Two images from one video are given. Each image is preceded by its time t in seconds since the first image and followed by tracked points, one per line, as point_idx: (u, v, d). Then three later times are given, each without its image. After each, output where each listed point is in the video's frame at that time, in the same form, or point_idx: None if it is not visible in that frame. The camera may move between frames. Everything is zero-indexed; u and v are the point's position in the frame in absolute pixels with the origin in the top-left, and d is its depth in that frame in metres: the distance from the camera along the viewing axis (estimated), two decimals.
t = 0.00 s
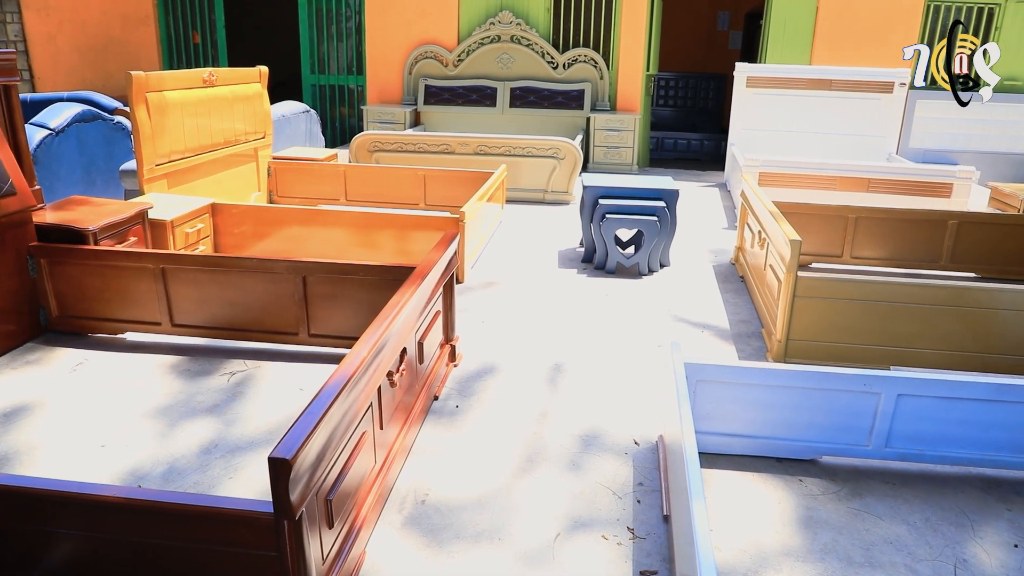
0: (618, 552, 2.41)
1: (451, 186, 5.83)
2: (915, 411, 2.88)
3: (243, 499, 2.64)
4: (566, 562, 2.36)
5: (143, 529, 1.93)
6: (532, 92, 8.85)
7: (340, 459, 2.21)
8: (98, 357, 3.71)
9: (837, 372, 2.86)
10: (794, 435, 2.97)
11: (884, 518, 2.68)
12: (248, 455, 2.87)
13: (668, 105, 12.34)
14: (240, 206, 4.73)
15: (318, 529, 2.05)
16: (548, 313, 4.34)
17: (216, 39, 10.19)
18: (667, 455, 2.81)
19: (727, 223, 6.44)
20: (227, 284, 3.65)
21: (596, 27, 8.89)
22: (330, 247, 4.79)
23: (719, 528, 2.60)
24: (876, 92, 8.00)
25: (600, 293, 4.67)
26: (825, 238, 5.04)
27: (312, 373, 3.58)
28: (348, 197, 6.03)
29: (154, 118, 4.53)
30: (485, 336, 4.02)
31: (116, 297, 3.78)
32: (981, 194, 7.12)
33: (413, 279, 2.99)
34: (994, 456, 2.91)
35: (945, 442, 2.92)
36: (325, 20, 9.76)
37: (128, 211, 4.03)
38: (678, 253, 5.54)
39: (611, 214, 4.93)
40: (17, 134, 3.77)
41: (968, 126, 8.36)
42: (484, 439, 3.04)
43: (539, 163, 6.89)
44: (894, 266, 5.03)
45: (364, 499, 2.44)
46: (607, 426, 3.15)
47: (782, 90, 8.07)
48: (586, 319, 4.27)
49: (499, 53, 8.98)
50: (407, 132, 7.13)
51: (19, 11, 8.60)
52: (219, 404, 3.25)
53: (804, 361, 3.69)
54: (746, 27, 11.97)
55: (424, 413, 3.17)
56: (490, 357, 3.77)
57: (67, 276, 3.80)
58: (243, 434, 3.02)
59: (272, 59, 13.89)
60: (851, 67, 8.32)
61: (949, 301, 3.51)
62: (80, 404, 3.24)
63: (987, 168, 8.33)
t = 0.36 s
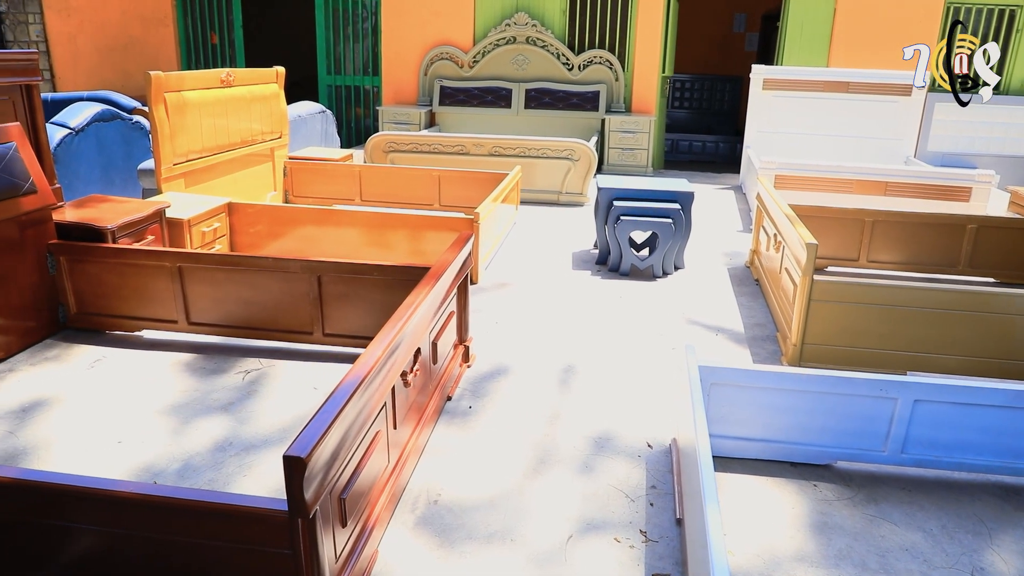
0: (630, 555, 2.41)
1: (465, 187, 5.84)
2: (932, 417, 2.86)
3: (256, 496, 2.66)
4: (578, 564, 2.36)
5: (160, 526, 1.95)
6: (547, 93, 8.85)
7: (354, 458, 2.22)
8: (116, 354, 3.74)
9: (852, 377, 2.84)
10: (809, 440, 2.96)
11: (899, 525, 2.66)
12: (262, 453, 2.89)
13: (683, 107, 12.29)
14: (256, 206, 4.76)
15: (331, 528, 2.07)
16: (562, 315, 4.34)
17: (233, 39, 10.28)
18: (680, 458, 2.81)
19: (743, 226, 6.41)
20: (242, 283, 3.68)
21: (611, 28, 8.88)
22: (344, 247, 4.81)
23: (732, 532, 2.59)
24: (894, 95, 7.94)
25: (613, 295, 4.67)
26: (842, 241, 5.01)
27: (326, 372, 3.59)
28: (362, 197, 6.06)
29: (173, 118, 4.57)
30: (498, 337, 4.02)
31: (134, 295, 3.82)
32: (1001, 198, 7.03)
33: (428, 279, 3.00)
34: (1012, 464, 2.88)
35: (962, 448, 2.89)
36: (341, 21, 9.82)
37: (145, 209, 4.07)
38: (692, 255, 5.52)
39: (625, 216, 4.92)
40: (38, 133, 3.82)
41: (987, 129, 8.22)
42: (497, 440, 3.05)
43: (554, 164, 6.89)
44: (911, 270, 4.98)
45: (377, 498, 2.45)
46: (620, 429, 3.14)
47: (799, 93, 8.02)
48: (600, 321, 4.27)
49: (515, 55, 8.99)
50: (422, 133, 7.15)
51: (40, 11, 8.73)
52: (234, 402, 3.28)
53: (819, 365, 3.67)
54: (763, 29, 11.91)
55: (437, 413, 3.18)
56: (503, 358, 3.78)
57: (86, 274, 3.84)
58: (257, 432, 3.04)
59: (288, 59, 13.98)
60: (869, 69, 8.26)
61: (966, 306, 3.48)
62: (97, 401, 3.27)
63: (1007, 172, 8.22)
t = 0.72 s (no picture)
0: (642, 560, 2.40)
1: (479, 189, 5.85)
2: (949, 424, 2.83)
3: (270, 495, 2.67)
4: (590, 567, 2.36)
5: (174, 524, 1.96)
6: (562, 96, 8.85)
7: (367, 459, 2.23)
8: (132, 353, 3.78)
9: (868, 383, 2.82)
10: (824, 445, 2.93)
11: (915, 533, 2.63)
12: (275, 452, 2.91)
13: (698, 110, 12.25)
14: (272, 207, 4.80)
15: (344, 529, 2.07)
16: (575, 318, 4.34)
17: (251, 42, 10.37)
18: (694, 462, 2.79)
19: (758, 229, 6.37)
20: (258, 284, 3.71)
21: (627, 31, 8.87)
22: (359, 248, 4.84)
23: (746, 538, 2.57)
24: (911, 98, 7.88)
25: (627, 299, 4.66)
26: (858, 245, 4.98)
27: (340, 372, 3.61)
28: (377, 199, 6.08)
29: (190, 119, 4.62)
30: (511, 340, 4.02)
31: (150, 294, 3.86)
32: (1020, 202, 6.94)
33: (442, 280, 3.01)
34: None
35: (979, 456, 2.86)
36: (357, 24, 9.87)
37: (162, 210, 4.11)
38: (707, 259, 5.49)
39: (639, 219, 4.90)
40: (59, 135, 3.86)
41: (1009, 134, 8.02)
42: (510, 442, 3.05)
43: (569, 167, 6.90)
44: (928, 275, 4.94)
45: (389, 500, 2.46)
46: (632, 432, 3.14)
47: (815, 96, 7.98)
48: (613, 324, 4.26)
49: (530, 58, 9.00)
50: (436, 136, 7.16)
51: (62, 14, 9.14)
52: (248, 402, 3.30)
53: (834, 371, 3.64)
54: (780, 32, 11.84)
55: (450, 415, 3.18)
56: (516, 360, 3.78)
57: (104, 273, 3.88)
58: (270, 432, 3.06)
59: (305, 62, 14.08)
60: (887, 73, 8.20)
61: (984, 312, 3.44)
62: (113, 399, 3.31)
63: None
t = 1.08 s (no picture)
0: (658, 565, 2.38)
1: (497, 192, 5.86)
2: (972, 433, 2.79)
3: (287, 494, 2.69)
4: (605, 572, 2.35)
5: (193, 521, 1.98)
6: (581, 98, 8.83)
7: (384, 460, 2.24)
8: (153, 351, 3.82)
9: (889, 391, 2.79)
10: (843, 453, 2.90)
11: (936, 543, 2.59)
12: (292, 452, 2.93)
13: (718, 113, 12.22)
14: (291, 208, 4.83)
15: (360, 529, 2.08)
16: (592, 321, 4.33)
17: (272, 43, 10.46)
18: (711, 468, 2.78)
19: (777, 234, 6.33)
20: (277, 284, 3.74)
21: (646, 34, 8.85)
22: (377, 249, 4.86)
23: (763, 545, 2.55)
24: (934, 102, 7.79)
25: (644, 302, 4.64)
26: (879, 250, 4.94)
27: (357, 373, 3.63)
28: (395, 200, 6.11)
29: (212, 120, 4.66)
30: (528, 342, 4.02)
31: (170, 293, 3.90)
32: None
33: (460, 282, 3.02)
34: None
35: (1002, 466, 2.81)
36: (377, 26, 9.92)
37: (183, 210, 4.15)
38: (725, 263, 5.46)
39: (657, 222, 4.89)
40: (84, 135, 3.90)
41: None
42: (526, 444, 3.05)
43: (587, 170, 6.89)
44: (951, 281, 4.88)
45: (405, 501, 2.46)
46: (649, 437, 3.12)
47: (836, 100, 7.91)
48: (630, 327, 4.24)
49: (549, 60, 8.99)
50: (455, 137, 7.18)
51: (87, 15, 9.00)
52: (266, 401, 3.32)
53: (854, 378, 3.60)
54: (800, 35, 11.75)
55: (466, 416, 3.19)
56: (533, 362, 3.78)
57: (126, 272, 3.93)
58: (288, 431, 3.08)
59: (325, 63, 14.18)
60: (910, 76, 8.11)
61: (1008, 320, 3.39)
62: (134, 396, 3.34)
63: None
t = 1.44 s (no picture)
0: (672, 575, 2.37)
1: (512, 199, 5.87)
2: (992, 445, 2.76)
3: (301, 499, 2.70)
4: None
5: (207, 525, 1.99)
6: (596, 105, 8.85)
7: (398, 466, 2.25)
8: (169, 355, 3.86)
9: (906, 401, 2.76)
10: (860, 463, 2.88)
11: (956, 556, 2.55)
12: (307, 456, 2.95)
13: (734, 121, 12.13)
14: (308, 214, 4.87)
15: (374, 534, 2.09)
16: (606, 328, 4.32)
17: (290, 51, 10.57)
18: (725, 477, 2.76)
19: (793, 242, 6.29)
20: (293, 289, 3.76)
21: (662, 42, 8.85)
22: (393, 255, 4.89)
23: (779, 556, 2.53)
24: (952, 110, 7.73)
25: (659, 310, 4.63)
26: (898, 259, 4.89)
27: (371, 379, 3.64)
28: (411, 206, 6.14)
29: (230, 127, 4.72)
30: (542, 349, 4.02)
31: (187, 298, 3.94)
32: None
33: (475, 289, 3.02)
34: None
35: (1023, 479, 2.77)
36: (394, 34, 9.99)
37: (201, 215, 4.20)
38: (741, 271, 5.44)
39: (673, 229, 4.88)
40: (104, 141, 3.95)
41: None
42: (540, 451, 3.04)
43: (602, 177, 6.90)
44: (970, 290, 4.82)
45: (419, 506, 2.47)
46: (663, 445, 3.11)
47: (853, 108, 7.86)
48: (645, 335, 4.23)
49: (564, 67, 9.01)
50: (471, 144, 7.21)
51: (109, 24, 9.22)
52: (281, 406, 3.34)
53: (871, 388, 3.57)
54: (817, 42, 11.70)
55: (480, 423, 3.19)
56: (547, 370, 3.77)
57: (144, 277, 3.98)
58: (303, 436, 3.10)
59: (342, 70, 14.30)
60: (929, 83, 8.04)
61: None
62: (151, 400, 3.38)
63: None
